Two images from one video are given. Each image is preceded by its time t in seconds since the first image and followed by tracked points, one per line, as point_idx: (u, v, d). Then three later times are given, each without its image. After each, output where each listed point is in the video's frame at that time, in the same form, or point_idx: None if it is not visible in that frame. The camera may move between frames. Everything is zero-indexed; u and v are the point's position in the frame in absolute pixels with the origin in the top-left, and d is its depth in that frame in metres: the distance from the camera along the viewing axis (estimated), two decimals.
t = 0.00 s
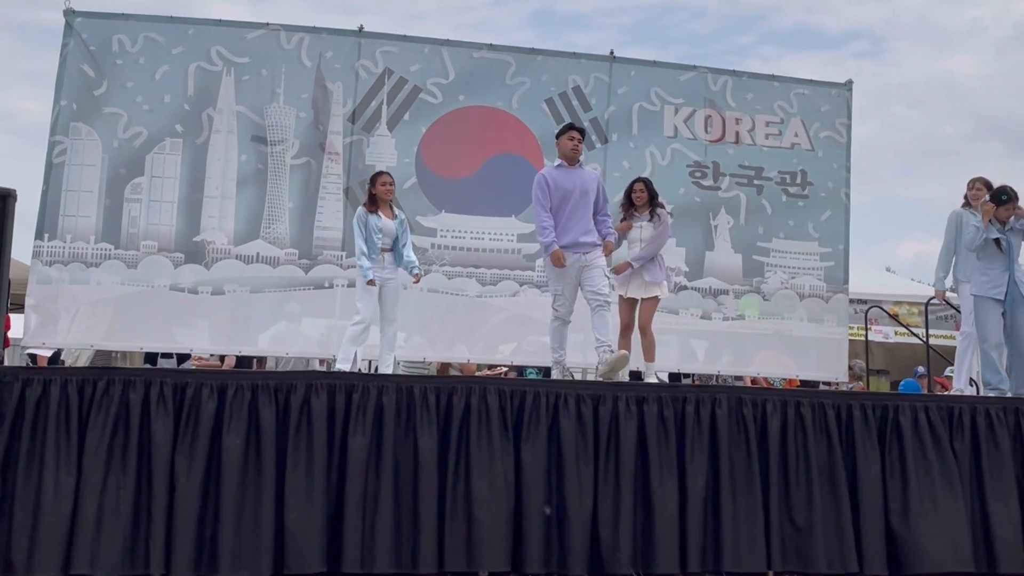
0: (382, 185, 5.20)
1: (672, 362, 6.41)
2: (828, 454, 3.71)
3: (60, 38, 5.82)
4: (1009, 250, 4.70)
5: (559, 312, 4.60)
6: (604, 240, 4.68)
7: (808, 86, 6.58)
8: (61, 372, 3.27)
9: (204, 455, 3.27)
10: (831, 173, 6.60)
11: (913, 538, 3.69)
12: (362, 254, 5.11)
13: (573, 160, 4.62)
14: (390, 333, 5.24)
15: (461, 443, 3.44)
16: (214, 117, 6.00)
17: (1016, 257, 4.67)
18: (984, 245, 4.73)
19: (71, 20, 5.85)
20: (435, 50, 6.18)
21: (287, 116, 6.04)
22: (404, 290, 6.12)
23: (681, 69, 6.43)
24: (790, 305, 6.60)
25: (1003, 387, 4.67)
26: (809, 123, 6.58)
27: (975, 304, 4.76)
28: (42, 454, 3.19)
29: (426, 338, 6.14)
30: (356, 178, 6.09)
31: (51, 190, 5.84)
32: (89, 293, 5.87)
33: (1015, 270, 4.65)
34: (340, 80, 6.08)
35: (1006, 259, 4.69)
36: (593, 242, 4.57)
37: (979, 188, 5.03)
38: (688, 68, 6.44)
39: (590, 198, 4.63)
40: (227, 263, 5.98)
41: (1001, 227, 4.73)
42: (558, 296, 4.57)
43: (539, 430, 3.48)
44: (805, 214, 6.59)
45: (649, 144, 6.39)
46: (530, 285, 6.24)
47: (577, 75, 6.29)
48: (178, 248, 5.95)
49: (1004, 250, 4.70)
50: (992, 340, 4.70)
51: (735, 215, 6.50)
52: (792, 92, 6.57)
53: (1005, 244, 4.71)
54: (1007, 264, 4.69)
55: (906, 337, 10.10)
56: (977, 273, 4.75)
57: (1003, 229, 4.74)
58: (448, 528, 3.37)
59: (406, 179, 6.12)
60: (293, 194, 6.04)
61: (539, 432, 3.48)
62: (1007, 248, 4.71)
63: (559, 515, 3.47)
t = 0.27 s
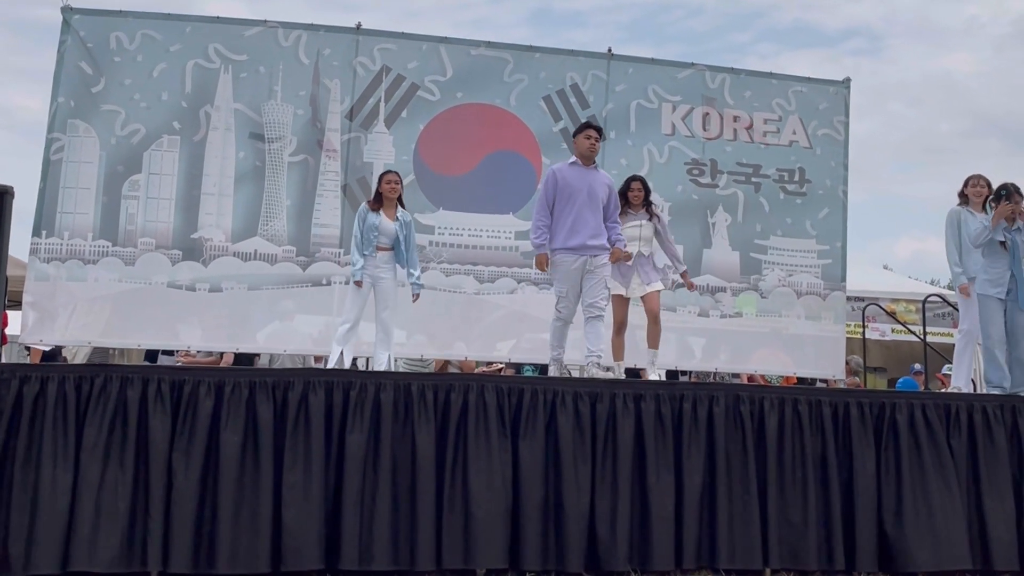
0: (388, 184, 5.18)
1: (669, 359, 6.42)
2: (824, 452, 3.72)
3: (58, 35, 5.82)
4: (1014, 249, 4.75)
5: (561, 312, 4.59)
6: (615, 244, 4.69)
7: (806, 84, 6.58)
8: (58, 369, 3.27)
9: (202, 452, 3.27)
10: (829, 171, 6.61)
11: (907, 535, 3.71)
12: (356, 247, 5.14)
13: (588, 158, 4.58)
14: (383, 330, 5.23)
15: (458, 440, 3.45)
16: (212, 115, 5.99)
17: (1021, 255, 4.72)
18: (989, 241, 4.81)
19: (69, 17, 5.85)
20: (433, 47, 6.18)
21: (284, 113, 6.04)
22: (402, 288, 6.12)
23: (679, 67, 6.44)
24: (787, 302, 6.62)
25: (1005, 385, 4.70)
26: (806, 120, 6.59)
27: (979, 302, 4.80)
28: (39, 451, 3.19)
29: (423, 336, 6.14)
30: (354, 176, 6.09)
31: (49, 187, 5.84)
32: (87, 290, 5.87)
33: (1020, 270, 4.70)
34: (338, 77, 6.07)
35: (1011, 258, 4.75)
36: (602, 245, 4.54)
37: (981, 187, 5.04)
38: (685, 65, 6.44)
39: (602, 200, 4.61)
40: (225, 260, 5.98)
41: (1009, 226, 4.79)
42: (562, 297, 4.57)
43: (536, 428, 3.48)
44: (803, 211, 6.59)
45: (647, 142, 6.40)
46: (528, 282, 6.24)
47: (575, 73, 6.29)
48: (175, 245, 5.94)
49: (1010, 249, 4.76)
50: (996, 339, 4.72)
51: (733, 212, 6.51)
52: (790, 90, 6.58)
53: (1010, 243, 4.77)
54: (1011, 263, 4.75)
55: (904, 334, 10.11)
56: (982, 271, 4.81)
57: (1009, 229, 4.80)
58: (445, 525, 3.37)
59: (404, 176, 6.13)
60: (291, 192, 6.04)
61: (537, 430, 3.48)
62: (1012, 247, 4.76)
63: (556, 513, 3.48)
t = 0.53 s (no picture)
0: (380, 184, 5.19)
1: (667, 357, 6.42)
2: (822, 449, 3.74)
3: (55, 32, 5.81)
4: (1007, 245, 4.76)
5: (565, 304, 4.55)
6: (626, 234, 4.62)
7: (804, 82, 6.59)
8: (56, 367, 3.27)
9: (199, 449, 3.27)
10: (827, 168, 6.61)
11: (902, 532, 3.74)
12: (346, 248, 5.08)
13: (600, 151, 4.56)
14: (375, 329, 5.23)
15: (455, 438, 3.45)
16: (210, 112, 5.99)
17: (1013, 253, 4.74)
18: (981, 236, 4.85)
19: (66, 14, 5.84)
20: (431, 45, 6.18)
21: (282, 111, 6.03)
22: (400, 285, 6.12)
23: (676, 65, 6.45)
24: (785, 300, 6.62)
25: (1004, 384, 4.72)
26: (804, 118, 6.59)
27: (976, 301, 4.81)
28: (37, 448, 3.19)
29: (421, 333, 6.14)
30: (352, 173, 6.08)
31: (46, 184, 5.84)
32: (85, 288, 5.87)
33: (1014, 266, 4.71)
34: (336, 75, 6.07)
35: (1004, 254, 4.76)
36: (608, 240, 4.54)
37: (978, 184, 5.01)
38: (683, 63, 6.45)
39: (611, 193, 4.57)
40: (222, 258, 5.98)
41: (1005, 223, 4.84)
42: (568, 288, 4.53)
43: (534, 425, 3.49)
44: (801, 209, 6.59)
45: (645, 140, 6.40)
46: (526, 280, 6.24)
47: (573, 71, 6.29)
48: (173, 243, 5.94)
49: (1003, 245, 4.77)
50: (989, 339, 4.75)
51: (731, 210, 6.51)
52: (788, 87, 6.58)
53: (1004, 238, 4.79)
54: (1005, 259, 4.76)
55: (902, 332, 10.12)
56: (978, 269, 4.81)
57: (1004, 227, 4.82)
58: (442, 523, 3.38)
59: (402, 174, 6.12)
60: (289, 189, 6.03)
61: (535, 427, 3.49)
62: (1005, 243, 4.78)
63: (554, 511, 3.48)
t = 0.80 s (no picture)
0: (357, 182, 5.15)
1: (666, 355, 6.42)
2: (819, 447, 3.75)
3: (53, 30, 5.80)
4: (1001, 243, 4.72)
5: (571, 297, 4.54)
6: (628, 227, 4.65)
7: (802, 79, 6.59)
8: (54, 365, 3.27)
9: (197, 446, 3.28)
10: (825, 166, 6.61)
11: (899, 529, 3.75)
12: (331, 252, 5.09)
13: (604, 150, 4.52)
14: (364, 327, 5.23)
15: (453, 435, 3.45)
16: (207, 110, 5.99)
17: (1006, 250, 4.68)
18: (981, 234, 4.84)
19: (64, 12, 5.84)
20: (429, 42, 6.17)
21: (280, 108, 6.03)
22: (398, 283, 6.12)
23: (674, 62, 6.45)
24: (783, 297, 6.62)
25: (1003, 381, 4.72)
26: (802, 116, 6.60)
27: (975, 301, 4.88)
28: (34, 446, 3.20)
29: (420, 331, 6.15)
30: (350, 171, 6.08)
31: (44, 182, 5.84)
32: (83, 285, 5.87)
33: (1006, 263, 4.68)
34: (334, 72, 6.07)
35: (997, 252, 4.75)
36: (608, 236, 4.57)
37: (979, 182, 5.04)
38: (681, 61, 6.45)
39: (613, 188, 4.57)
40: (220, 256, 5.98)
41: (1002, 220, 4.77)
42: (573, 279, 4.51)
43: (532, 422, 3.50)
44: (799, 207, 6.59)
45: (643, 137, 6.39)
46: (524, 278, 6.24)
47: (571, 68, 6.29)
48: (171, 241, 5.94)
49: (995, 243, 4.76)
50: (988, 336, 4.78)
51: (728, 208, 6.52)
52: (786, 85, 6.59)
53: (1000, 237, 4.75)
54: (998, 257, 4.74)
55: (900, 330, 10.13)
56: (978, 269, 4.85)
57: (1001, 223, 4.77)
58: (440, 520, 3.38)
59: (400, 171, 6.12)
60: (287, 187, 6.03)
61: (533, 424, 3.50)
62: (999, 241, 4.74)
63: (553, 508, 3.49)
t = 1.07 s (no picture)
0: (344, 179, 5.14)
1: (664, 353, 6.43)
2: (818, 445, 3.76)
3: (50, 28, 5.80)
4: (1002, 241, 4.77)
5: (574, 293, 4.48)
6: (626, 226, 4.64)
7: (799, 78, 6.60)
8: (52, 363, 3.28)
9: (195, 444, 3.28)
10: (823, 164, 6.63)
11: (898, 527, 3.77)
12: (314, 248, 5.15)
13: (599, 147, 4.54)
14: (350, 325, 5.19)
15: (452, 433, 3.46)
16: (206, 109, 5.99)
17: (1009, 248, 4.73)
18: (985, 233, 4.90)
19: (62, 10, 5.83)
20: (427, 41, 6.17)
21: (278, 107, 6.03)
22: (396, 281, 6.12)
23: (673, 61, 6.45)
24: (781, 295, 6.63)
25: (1002, 380, 4.74)
26: (800, 114, 6.61)
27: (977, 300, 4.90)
28: (33, 443, 3.20)
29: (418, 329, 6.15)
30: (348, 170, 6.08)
31: (42, 180, 5.84)
32: (81, 284, 5.87)
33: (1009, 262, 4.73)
34: (332, 70, 6.07)
35: (999, 251, 4.79)
36: (610, 232, 4.54)
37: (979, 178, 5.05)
38: (679, 59, 6.45)
39: (612, 184, 4.58)
40: (219, 254, 5.98)
41: (1005, 219, 4.83)
42: (576, 274, 4.47)
43: (532, 421, 3.50)
44: (796, 205, 6.61)
45: (641, 135, 6.40)
46: (522, 276, 6.24)
47: (569, 67, 6.30)
48: (169, 239, 5.94)
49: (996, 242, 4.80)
50: (991, 335, 4.82)
51: (726, 206, 6.53)
52: (784, 83, 6.60)
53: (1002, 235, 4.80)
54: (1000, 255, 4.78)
55: (897, 328, 10.15)
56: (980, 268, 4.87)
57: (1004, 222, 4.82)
58: (439, 518, 3.39)
59: (398, 169, 6.12)
60: (285, 185, 6.03)
61: (533, 422, 3.50)
62: (1001, 239, 4.79)
63: (552, 507, 3.49)
